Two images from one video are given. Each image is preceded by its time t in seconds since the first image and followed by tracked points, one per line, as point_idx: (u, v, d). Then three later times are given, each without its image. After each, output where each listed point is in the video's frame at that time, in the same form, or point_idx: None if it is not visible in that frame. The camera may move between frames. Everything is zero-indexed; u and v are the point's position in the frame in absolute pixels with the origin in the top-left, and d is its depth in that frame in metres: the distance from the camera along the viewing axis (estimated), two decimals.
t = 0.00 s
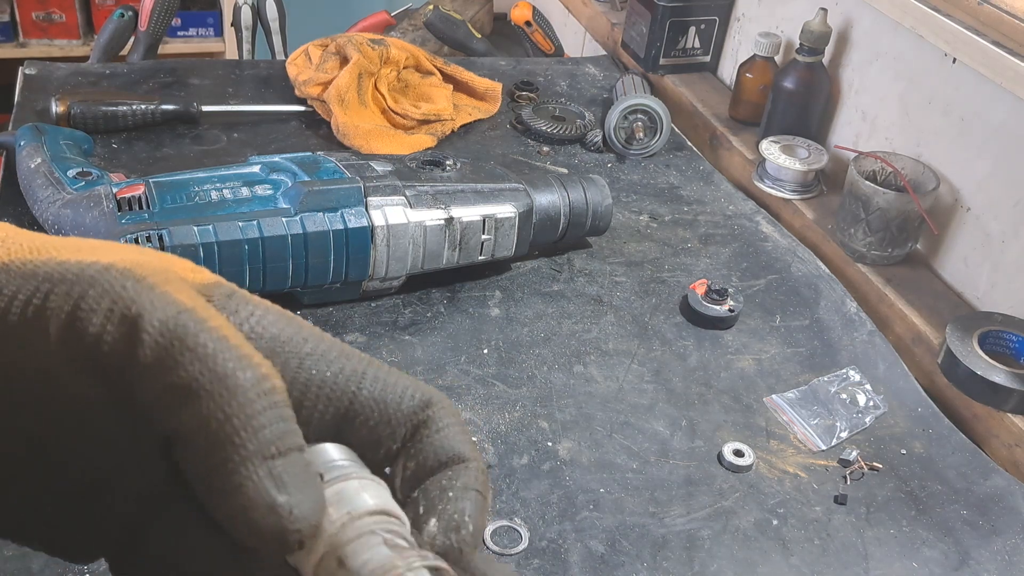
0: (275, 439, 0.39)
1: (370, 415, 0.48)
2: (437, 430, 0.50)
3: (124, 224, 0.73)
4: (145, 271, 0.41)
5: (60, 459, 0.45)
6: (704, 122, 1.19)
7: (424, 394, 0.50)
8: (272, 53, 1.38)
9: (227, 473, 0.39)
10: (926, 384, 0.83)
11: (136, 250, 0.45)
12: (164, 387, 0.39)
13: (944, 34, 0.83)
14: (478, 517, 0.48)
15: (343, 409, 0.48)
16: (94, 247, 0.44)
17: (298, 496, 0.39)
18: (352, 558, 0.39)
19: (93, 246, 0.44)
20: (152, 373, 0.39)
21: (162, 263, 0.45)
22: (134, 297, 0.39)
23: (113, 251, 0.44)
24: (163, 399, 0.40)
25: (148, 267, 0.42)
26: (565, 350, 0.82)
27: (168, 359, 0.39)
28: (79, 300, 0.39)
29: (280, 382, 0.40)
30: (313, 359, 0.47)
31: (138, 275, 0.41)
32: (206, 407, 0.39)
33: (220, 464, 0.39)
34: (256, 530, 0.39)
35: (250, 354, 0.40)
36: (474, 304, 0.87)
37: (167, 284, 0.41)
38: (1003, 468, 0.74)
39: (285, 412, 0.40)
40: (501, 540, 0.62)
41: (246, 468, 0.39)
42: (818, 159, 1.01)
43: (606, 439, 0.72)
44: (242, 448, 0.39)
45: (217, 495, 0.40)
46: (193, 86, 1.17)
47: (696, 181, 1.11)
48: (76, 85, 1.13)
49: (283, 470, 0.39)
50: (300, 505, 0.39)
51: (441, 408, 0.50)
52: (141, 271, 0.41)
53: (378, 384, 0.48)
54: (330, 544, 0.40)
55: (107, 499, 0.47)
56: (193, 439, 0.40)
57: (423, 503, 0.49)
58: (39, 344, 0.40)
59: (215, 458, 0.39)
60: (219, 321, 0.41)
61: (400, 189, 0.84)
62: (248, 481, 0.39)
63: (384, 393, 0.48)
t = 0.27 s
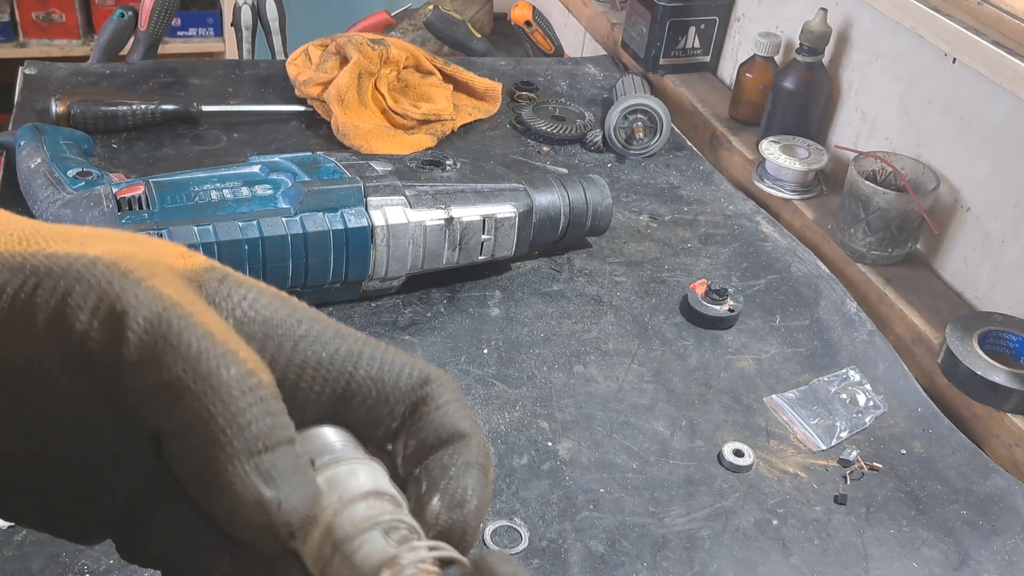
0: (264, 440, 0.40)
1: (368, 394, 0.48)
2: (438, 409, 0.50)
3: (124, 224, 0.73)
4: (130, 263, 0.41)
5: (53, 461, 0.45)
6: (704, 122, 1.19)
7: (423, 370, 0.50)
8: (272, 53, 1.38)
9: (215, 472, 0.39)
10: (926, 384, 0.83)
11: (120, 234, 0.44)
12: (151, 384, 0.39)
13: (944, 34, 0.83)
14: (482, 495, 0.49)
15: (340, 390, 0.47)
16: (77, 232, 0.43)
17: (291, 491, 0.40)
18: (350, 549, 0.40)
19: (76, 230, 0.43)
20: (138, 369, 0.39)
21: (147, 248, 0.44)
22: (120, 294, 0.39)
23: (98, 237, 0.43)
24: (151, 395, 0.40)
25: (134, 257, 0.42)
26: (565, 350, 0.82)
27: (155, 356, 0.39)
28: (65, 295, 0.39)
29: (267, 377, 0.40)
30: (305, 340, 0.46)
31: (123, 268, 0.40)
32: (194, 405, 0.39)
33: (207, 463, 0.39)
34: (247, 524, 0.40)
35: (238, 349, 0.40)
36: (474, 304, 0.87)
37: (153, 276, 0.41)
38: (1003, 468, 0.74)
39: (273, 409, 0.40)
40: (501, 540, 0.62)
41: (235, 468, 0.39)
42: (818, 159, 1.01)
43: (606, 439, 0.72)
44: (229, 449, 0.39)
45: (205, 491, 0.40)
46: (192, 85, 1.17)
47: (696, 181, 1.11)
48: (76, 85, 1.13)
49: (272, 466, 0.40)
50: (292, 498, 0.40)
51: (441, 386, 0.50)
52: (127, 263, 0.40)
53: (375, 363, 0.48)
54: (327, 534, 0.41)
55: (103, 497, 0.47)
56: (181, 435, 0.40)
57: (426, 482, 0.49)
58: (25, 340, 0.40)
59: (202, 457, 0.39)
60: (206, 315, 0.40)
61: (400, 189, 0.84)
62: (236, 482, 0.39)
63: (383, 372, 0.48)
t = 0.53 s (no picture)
0: (230, 511, 0.39)
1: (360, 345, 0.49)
2: (445, 361, 0.49)
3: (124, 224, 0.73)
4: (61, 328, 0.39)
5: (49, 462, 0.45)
6: (704, 122, 1.19)
7: (417, 313, 0.50)
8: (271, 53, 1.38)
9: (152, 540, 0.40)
10: (926, 384, 0.83)
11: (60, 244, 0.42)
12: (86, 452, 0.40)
13: (944, 34, 0.83)
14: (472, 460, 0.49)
15: (326, 347, 0.49)
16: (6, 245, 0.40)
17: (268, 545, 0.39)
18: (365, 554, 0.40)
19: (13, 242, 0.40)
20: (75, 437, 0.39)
21: (87, 274, 0.42)
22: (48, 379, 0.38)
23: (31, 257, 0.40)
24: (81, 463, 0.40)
25: (68, 312, 0.40)
26: (565, 350, 0.82)
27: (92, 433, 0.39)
28: None
29: (207, 451, 0.39)
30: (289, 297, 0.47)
31: (48, 343, 0.39)
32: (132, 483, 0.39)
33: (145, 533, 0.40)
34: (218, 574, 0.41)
35: (171, 430, 0.39)
36: (474, 304, 0.86)
37: (84, 340, 0.39)
38: (1003, 468, 0.74)
39: (225, 476, 0.39)
40: (501, 540, 0.62)
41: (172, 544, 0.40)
42: (818, 159, 1.01)
43: (606, 439, 0.72)
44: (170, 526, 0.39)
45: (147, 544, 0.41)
46: (193, 85, 1.17)
47: (696, 181, 1.11)
48: (76, 85, 1.13)
49: (249, 531, 0.39)
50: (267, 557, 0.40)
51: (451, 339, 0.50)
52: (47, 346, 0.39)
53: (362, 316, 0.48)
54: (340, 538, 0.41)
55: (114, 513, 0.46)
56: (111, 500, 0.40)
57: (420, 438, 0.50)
58: None
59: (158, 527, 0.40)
60: (130, 394, 0.39)
61: (400, 189, 0.84)
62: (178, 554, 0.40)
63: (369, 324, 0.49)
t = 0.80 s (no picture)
0: (261, 459, 0.38)
1: (377, 295, 0.50)
2: (462, 325, 0.50)
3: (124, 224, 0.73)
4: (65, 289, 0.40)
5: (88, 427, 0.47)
6: (704, 122, 1.19)
7: (433, 271, 0.50)
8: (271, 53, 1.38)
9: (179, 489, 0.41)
10: (926, 384, 0.83)
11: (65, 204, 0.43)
12: (102, 408, 0.40)
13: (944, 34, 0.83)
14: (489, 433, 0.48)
15: (340, 294, 0.49)
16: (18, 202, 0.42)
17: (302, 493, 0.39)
18: (402, 534, 0.42)
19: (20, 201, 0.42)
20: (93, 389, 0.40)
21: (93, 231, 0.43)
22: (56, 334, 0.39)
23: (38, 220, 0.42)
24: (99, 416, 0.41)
25: (72, 271, 0.41)
26: (565, 350, 0.82)
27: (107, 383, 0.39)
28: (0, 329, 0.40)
29: (224, 395, 0.39)
30: (293, 242, 0.47)
31: (55, 304, 0.40)
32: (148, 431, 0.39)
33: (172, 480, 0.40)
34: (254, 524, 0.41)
35: (183, 378, 0.39)
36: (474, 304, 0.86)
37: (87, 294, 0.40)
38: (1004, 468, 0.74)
39: (246, 425, 0.38)
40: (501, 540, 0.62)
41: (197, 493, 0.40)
42: (818, 159, 1.01)
43: (606, 440, 0.72)
44: (193, 479, 0.39)
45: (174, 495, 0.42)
46: (192, 85, 1.17)
47: (696, 181, 1.11)
48: (75, 85, 1.13)
49: (286, 479, 0.39)
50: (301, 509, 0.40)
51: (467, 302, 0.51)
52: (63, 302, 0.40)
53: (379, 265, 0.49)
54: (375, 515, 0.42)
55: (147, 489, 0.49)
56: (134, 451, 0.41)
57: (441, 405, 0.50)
58: None
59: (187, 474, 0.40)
60: (143, 349, 0.39)
61: (400, 189, 0.84)
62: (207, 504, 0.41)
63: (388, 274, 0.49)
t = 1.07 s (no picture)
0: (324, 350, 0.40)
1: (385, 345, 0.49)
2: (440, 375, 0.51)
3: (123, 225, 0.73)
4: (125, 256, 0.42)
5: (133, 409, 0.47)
6: (704, 122, 1.19)
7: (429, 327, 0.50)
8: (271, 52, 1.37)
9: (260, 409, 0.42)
10: (927, 384, 0.83)
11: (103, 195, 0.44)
12: (171, 357, 0.41)
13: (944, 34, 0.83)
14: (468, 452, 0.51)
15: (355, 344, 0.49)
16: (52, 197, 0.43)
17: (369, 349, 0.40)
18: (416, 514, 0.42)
19: (66, 194, 0.43)
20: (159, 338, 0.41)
21: (131, 218, 0.44)
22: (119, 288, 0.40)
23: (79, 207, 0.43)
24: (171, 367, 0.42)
25: (127, 244, 0.42)
26: (566, 350, 0.81)
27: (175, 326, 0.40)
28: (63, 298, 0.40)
29: (282, 308, 0.41)
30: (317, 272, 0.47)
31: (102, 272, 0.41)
32: (223, 361, 0.41)
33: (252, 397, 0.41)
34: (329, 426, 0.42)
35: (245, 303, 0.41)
36: (474, 304, 0.86)
37: (145, 267, 0.42)
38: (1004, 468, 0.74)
39: (303, 326, 0.41)
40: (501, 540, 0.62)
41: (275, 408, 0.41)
42: (819, 158, 1.01)
43: (606, 440, 0.72)
44: (270, 385, 0.40)
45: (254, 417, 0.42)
46: (192, 85, 1.17)
47: (696, 181, 1.10)
48: (75, 84, 1.13)
49: (347, 350, 0.40)
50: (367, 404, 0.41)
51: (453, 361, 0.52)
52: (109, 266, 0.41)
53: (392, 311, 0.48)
54: (393, 494, 0.42)
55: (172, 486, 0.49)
56: (211, 393, 0.42)
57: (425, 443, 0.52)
58: (48, 332, 0.41)
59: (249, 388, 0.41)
60: (199, 287, 0.41)
61: (400, 190, 0.83)
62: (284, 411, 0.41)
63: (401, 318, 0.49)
